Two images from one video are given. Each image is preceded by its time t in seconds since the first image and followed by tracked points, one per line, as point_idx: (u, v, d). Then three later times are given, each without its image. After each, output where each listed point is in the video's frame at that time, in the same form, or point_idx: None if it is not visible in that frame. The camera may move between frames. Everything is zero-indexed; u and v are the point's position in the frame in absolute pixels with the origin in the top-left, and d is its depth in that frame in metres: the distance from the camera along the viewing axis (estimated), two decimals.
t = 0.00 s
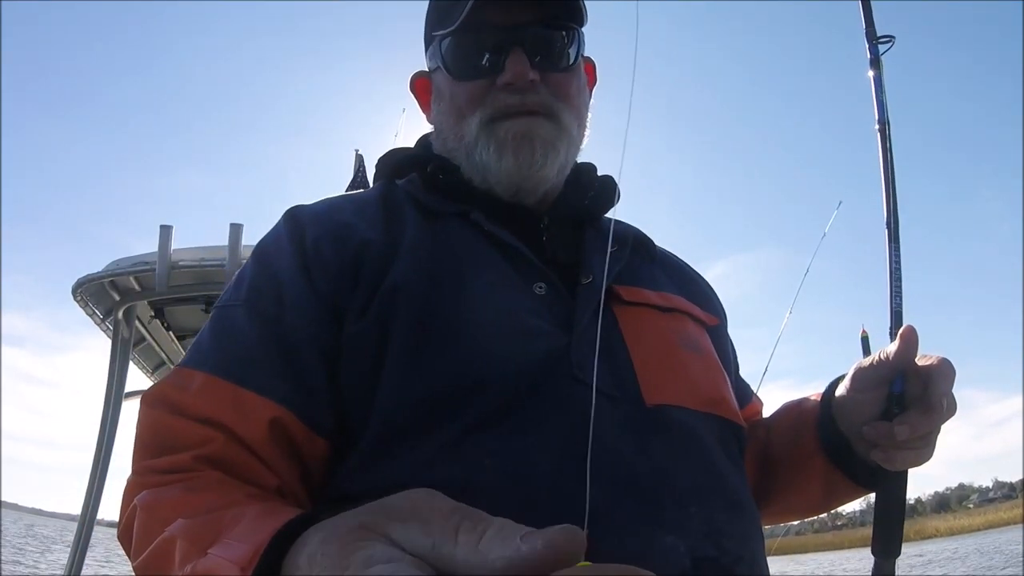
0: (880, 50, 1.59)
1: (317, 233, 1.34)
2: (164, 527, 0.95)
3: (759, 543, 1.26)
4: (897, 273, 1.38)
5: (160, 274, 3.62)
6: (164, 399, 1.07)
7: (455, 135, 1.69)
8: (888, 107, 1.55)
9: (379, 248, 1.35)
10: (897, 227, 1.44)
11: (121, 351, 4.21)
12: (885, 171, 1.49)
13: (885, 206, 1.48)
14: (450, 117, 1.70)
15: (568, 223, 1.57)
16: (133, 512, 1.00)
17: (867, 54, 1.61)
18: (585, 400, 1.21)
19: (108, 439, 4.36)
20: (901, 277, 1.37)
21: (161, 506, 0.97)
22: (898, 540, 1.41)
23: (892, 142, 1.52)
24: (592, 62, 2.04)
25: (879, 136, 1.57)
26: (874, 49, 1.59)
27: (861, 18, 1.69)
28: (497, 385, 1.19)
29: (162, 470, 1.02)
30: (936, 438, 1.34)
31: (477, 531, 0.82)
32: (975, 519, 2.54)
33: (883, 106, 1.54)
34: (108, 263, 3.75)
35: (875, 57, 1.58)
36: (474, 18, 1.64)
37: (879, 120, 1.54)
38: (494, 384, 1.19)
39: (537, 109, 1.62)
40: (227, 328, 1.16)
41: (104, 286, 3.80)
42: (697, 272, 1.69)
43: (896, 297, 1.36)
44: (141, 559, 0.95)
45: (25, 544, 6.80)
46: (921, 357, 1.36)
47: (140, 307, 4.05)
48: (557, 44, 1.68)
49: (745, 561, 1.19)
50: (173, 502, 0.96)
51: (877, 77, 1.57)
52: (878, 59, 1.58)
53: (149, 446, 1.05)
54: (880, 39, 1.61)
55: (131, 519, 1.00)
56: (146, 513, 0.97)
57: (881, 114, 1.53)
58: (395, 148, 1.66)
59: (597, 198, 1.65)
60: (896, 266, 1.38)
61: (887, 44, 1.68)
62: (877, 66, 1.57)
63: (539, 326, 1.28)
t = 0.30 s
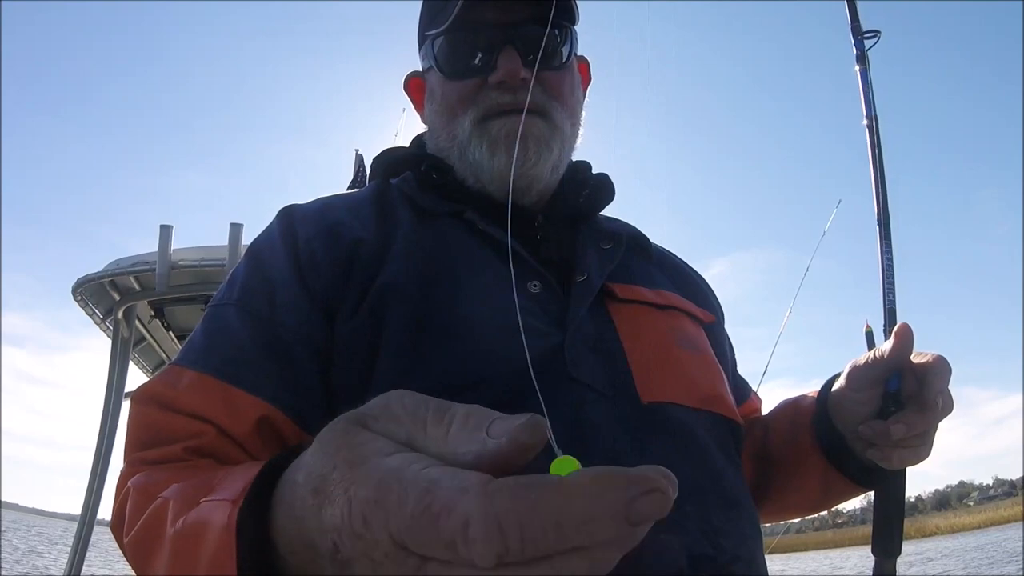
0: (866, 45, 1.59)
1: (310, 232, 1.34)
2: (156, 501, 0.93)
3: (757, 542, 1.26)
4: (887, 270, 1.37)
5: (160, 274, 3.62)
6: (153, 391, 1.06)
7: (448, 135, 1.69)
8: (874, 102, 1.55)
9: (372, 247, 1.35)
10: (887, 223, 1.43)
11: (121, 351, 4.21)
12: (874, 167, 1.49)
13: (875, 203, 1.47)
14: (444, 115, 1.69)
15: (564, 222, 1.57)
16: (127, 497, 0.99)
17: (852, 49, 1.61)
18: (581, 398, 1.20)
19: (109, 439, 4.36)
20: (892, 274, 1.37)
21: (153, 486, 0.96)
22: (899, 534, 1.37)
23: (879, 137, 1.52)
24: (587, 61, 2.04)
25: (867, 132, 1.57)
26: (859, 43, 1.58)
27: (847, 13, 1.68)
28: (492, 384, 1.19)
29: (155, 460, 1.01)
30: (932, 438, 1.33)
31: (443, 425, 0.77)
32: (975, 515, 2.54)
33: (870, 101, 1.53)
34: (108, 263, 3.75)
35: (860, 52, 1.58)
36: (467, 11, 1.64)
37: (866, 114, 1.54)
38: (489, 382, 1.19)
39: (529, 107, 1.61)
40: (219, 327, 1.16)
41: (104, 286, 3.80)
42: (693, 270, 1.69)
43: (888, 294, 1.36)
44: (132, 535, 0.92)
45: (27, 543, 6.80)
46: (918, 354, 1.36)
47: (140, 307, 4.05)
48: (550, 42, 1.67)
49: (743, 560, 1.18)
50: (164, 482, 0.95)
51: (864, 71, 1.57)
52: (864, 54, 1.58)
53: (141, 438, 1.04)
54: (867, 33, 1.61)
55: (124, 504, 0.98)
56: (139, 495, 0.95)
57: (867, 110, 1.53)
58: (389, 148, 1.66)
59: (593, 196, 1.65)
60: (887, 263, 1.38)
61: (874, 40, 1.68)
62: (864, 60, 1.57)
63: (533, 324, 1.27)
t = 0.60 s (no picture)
0: (869, 50, 1.59)
1: (312, 230, 1.34)
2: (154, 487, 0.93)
3: (756, 539, 1.26)
4: (886, 286, 1.37)
5: (160, 275, 3.63)
6: (150, 385, 1.06)
7: (463, 132, 1.68)
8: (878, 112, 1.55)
9: (373, 246, 1.35)
10: (886, 228, 1.44)
11: (121, 351, 4.22)
12: (875, 174, 1.49)
13: (876, 209, 1.48)
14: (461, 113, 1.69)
15: (563, 220, 1.57)
16: (126, 487, 0.99)
17: (855, 54, 1.61)
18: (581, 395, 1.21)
19: (109, 439, 4.37)
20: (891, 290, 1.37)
21: (152, 474, 0.96)
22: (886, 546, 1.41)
23: (882, 145, 1.52)
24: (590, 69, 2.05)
25: (870, 139, 1.57)
26: (863, 48, 1.59)
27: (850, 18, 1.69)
28: (492, 381, 1.20)
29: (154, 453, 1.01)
30: (927, 454, 1.34)
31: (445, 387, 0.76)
32: (977, 514, 2.55)
33: (874, 111, 1.53)
34: (108, 263, 3.76)
35: (864, 57, 1.58)
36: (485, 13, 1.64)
37: (869, 125, 1.54)
38: (490, 378, 1.20)
39: (552, 106, 1.63)
40: (219, 324, 1.16)
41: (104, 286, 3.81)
42: (692, 270, 1.69)
43: (885, 301, 1.36)
44: (131, 522, 0.92)
45: (27, 543, 6.81)
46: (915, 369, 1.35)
47: (140, 307, 4.06)
48: (565, 45, 1.69)
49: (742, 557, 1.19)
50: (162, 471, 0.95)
51: (867, 78, 1.57)
52: (866, 59, 1.58)
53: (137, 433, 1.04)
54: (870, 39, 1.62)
55: (122, 495, 0.98)
56: (138, 483, 0.96)
57: (869, 119, 1.53)
58: (404, 145, 1.64)
59: (593, 196, 1.65)
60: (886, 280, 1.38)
61: (878, 45, 1.68)
62: (867, 66, 1.58)
63: (534, 322, 1.28)
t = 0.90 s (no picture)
0: (878, 74, 1.62)
1: (325, 230, 1.37)
2: (160, 482, 0.95)
3: (756, 538, 1.29)
4: (885, 310, 1.40)
5: (160, 275, 3.65)
6: (163, 381, 1.08)
7: (460, 138, 1.72)
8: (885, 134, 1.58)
9: (382, 247, 1.38)
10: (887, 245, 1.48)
11: (121, 351, 4.24)
12: (879, 193, 1.53)
13: (879, 227, 1.51)
14: (458, 120, 1.73)
15: (568, 225, 1.60)
16: (135, 478, 1.02)
17: (864, 76, 1.64)
18: (589, 393, 1.24)
19: (109, 439, 4.40)
20: (890, 312, 1.40)
21: (158, 469, 0.98)
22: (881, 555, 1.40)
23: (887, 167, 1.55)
24: (595, 78, 2.08)
25: (876, 162, 1.60)
26: (873, 71, 1.62)
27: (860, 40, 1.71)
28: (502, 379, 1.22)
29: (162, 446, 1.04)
30: (917, 477, 1.37)
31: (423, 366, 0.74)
32: (976, 516, 2.57)
33: (881, 134, 1.55)
34: (108, 263, 3.77)
35: (873, 80, 1.61)
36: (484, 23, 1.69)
37: (875, 148, 1.56)
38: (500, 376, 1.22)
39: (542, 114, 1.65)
40: (231, 322, 1.18)
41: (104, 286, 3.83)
42: (694, 279, 1.72)
43: (885, 320, 1.40)
44: (138, 513, 0.94)
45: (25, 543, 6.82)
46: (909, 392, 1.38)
47: (140, 307, 4.08)
48: (564, 55, 1.72)
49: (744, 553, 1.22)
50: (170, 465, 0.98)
51: (875, 99, 1.60)
52: (875, 82, 1.61)
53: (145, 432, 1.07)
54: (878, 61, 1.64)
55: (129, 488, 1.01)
56: (146, 473, 0.99)
57: (876, 142, 1.56)
58: (402, 151, 1.69)
59: (597, 204, 1.68)
60: (885, 304, 1.41)
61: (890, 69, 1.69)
62: (875, 89, 1.60)
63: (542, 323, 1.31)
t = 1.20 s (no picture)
0: (879, 89, 1.65)
1: (332, 236, 1.40)
2: (163, 484, 0.99)
3: (753, 540, 1.32)
4: (883, 314, 1.43)
5: (160, 275, 3.68)
6: (167, 384, 1.11)
7: (464, 145, 1.76)
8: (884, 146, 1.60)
9: (388, 253, 1.41)
10: (886, 255, 1.51)
11: (121, 351, 4.26)
12: (878, 204, 1.56)
13: (877, 236, 1.54)
14: (464, 128, 1.76)
15: (570, 232, 1.63)
16: (142, 478, 1.06)
17: (865, 91, 1.67)
18: (591, 398, 1.26)
19: (109, 438, 4.43)
20: (887, 318, 1.43)
21: (162, 471, 1.02)
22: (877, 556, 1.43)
23: (886, 179, 1.58)
24: (600, 86, 2.11)
25: (875, 173, 1.63)
26: (874, 87, 1.64)
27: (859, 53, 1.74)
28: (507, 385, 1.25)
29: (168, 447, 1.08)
30: (913, 478, 1.40)
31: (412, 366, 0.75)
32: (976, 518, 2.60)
33: (880, 145, 1.58)
34: (108, 263, 3.80)
35: (874, 95, 1.64)
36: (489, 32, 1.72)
37: (875, 159, 1.59)
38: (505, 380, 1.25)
39: (545, 123, 1.68)
40: (241, 325, 1.21)
41: (104, 286, 3.86)
42: (695, 286, 1.75)
43: (883, 328, 1.42)
44: (142, 513, 0.98)
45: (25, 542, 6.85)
46: (905, 397, 1.41)
47: (140, 307, 4.11)
48: (568, 65, 1.75)
49: (741, 555, 1.25)
50: (174, 467, 1.01)
51: (875, 114, 1.63)
52: (876, 97, 1.64)
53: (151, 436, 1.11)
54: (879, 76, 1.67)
55: (137, 490, 1.05)
56: (151, 475, 1.03)
57: (876, 155, 1.58)
58: (407, 158, 1.73)
59: (600, 211, 1.71)
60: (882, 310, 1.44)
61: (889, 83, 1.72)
62: (875, 104, 1.63)
63: (545, 328, 1.34)
